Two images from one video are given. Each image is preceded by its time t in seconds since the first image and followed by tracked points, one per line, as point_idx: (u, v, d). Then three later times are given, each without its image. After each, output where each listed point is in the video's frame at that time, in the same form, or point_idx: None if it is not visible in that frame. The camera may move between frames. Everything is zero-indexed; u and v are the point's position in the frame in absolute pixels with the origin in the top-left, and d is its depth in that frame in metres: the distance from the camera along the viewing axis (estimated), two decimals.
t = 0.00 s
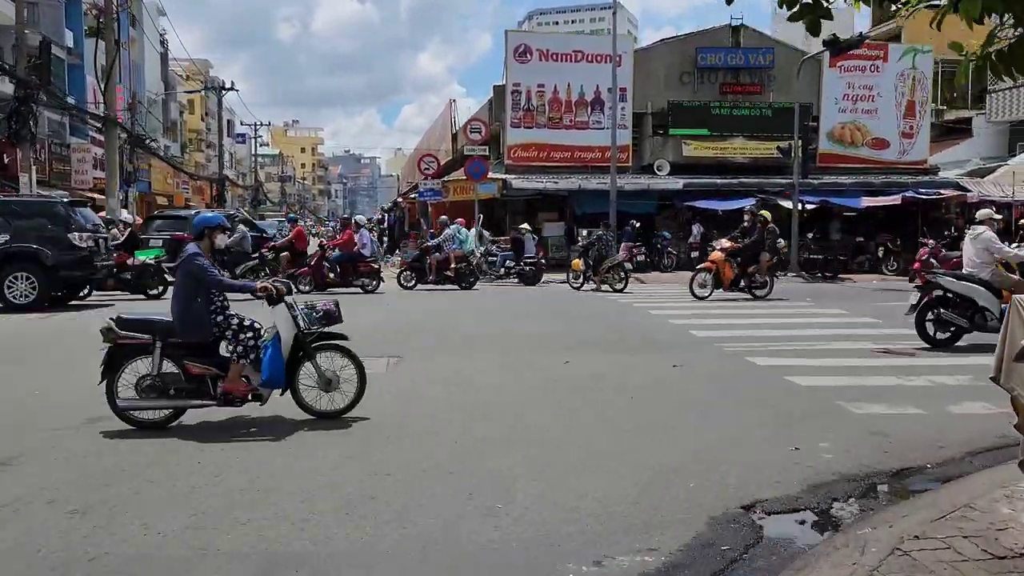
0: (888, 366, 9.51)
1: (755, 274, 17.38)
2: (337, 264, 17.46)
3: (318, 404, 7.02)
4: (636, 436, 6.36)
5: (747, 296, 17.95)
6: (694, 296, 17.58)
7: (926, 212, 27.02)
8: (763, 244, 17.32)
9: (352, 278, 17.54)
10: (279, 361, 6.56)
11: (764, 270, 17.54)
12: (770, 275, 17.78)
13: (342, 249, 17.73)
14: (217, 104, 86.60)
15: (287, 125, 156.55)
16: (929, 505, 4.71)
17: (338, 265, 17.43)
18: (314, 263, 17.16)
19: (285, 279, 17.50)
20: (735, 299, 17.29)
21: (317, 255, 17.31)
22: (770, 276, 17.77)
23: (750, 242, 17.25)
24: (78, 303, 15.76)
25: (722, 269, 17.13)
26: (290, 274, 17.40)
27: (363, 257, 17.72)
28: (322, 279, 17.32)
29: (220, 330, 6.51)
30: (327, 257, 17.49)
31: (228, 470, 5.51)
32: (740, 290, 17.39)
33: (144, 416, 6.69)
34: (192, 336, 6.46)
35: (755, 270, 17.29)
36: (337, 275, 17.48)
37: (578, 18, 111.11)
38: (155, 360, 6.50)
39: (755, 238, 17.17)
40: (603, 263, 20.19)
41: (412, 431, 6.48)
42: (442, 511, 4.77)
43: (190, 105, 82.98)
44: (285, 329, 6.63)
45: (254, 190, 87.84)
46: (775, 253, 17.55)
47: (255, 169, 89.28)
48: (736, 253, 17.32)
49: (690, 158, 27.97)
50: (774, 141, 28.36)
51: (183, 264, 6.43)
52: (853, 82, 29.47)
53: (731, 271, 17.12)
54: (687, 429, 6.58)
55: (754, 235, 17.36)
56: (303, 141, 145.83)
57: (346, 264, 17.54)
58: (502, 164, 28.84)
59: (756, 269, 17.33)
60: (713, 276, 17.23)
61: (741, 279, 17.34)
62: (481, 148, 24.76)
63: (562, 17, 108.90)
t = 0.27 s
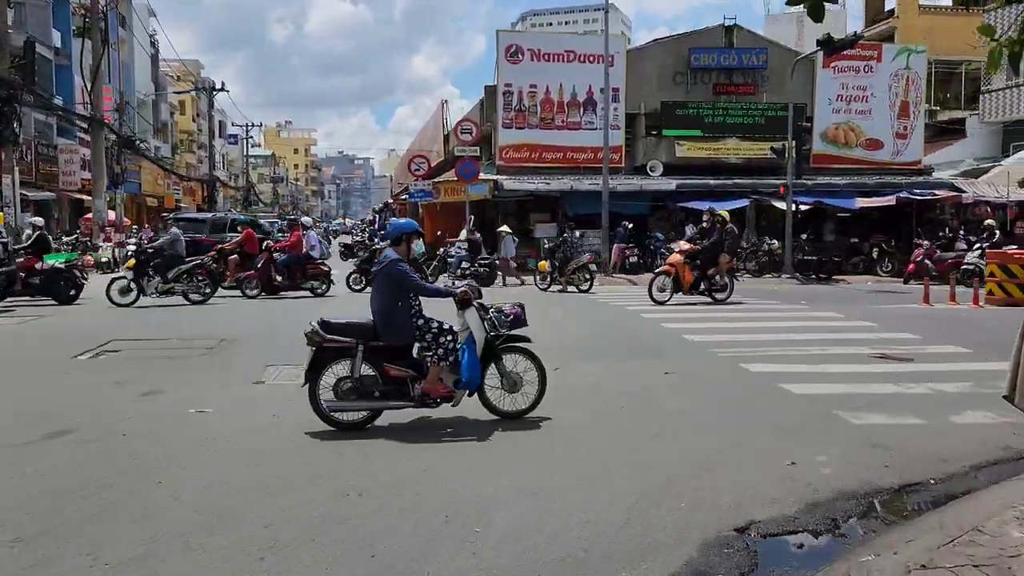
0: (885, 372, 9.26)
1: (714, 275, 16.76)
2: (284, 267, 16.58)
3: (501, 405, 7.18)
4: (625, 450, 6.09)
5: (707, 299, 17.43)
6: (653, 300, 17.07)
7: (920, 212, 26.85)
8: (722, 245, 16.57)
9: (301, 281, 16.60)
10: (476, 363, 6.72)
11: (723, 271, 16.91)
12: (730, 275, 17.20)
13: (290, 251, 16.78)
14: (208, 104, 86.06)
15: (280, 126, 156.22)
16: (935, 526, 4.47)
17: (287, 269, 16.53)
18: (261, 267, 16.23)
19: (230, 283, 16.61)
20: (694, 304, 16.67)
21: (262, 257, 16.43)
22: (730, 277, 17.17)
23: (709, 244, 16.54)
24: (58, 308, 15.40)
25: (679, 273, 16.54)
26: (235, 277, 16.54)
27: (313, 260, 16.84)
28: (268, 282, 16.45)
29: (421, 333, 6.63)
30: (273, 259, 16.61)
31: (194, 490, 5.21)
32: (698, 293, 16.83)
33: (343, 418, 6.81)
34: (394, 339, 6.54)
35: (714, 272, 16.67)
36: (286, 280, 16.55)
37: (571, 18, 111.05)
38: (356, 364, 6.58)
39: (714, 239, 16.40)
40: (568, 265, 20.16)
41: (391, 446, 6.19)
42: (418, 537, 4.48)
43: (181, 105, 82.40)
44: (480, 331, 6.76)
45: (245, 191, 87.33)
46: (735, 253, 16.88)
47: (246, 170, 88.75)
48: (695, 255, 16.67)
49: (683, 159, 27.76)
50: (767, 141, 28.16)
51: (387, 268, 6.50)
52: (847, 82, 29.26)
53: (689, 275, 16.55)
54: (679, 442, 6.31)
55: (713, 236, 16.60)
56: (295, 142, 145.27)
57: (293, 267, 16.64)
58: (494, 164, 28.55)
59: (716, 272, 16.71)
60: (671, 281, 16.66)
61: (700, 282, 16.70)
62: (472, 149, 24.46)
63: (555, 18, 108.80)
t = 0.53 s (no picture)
0: (884, 378, 8.96)
1: (674, 277, 15.66)
2: (229, 268, 16.09)
3: (676, 401, 7.37)
4: (611, 463, 5.78)
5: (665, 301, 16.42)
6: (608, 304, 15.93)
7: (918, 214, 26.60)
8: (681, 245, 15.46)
9: (247, 282, 16.15)
10: (663, 360, 6.92)
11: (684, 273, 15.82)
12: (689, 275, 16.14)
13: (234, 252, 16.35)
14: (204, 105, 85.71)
15: (277, 127, 155.91)
16: (937, 547, 4.19)
17: (229, 270, 16.09)
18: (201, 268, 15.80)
19: (173, 285, 16.09)
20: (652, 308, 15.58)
21: (205, 258, 15.94)
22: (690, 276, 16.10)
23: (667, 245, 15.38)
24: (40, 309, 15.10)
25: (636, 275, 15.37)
26: (177, 279, 16.02)
27: (258, 261, 16.38)
28: (212, 284, 15.95)
29: (612, 331, 6.84)
30: (216, 260, 16.16)
31: (150, 504, 4.90)
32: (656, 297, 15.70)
33: (533, 413, 6.96)
34: (590, 338, 6.72)
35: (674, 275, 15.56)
36: (228, 281, 16.10)
37: (569, 19, 110.84)
38: (550, 361, 6.75)
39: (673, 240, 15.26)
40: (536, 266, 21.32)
41: (365, 456, 5.88)
42: (383, 558, 4.17)
43: (177, 106, 82.07)
44: (664, 328, 6.96)
45: (241, 192, 86.98)
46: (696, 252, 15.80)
47: (242, 171, 88.40)
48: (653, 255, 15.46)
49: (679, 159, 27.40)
50: (764, 142, 27.90)
51: (582, 268, 6.69)
52: (845, 82, 29.01)
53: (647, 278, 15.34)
54: (667, 454, 6.00)
55: (671, 236, 15.44)
56: (292, 142, 144.90)
57: (238, 268, 16.19)
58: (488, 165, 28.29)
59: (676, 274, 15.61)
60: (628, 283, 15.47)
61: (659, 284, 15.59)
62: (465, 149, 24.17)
63: (552, 19, 108.59)
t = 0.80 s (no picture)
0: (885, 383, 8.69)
1: (633, 282, 15.20)
2: (165, 271, 15.84)
3: (846, 399, 7.56)
4: (598, 477, 5.51)
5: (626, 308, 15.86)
6: (565, 310, 15.21)
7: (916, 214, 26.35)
8: (639, 248, 15.11)
9: (183, 285, 15.88)
10: (841, 359, 7.12)
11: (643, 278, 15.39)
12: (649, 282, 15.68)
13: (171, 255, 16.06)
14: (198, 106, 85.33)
15: (273, 127, 155.50)
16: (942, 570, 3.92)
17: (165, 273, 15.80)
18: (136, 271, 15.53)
19: (106, 288, 15.85)
20: (610, 313, 14.93)
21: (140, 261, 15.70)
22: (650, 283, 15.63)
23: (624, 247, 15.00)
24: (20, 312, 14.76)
25: (593, 278, 14.82)
26: (110, 282, 15.79)
27: (196, 265, 16.08)
28: (148, 287, 15.75)
29: (797, 331, 7.06)
30: (153, 264, 15.88)
31: (102, 522, 4.58)
32: (615, 301, 15.12)
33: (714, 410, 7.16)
34: (778, 337, 6.94)
35: (632, 278, 15.11)
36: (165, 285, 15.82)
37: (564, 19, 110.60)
38: (736, 360, 6.97)
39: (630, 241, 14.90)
40: (501, 266, 21.95)
41: (341, 470, 5.59)
42: None
43: (172, 106, 81.61)
44: (839, 327, 7.16)
45: (236, 193, 86.58)
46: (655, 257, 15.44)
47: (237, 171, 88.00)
48: (609, 258, 15.03)
49: (676, 159, 27.21)
50: (760, 141, 27.64)
51: (768, 270, 6.92)
52: (842, 81, 28.75)
53: (604, 279, 14.84)
54: (656, 468, 5.72)
55: (627, 240, 15.09)
56: (288, 143, 144.49)
57: (175, 271, 15.95)
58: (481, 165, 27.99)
59: (634, 278, 15.14)
60: (585, 287, 14.87)
61: (617, 288, 15.09)
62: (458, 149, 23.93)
63: (548, 19, 108.38)
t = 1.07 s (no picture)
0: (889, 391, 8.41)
1: (591, 287, 14.14)
2: (95, 278, 15.42)
3: (1013, 395, 7.66)
4: (590, 494, 5.22)
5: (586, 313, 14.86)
6: (517, 315, 14.29)
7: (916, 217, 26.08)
8: (598, 251, 13.94)
9: (113, 291, 15.44)
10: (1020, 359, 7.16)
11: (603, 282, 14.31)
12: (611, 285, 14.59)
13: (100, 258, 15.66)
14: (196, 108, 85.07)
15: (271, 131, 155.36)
16: None
17: (95, 278, 15.40)
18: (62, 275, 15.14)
19: (33, 293, 15.48)
20: (564, 320, 14.01)
21: (68, 264, 15.29)
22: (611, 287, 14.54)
23: (581, 250, 13.86)
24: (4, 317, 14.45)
25: (546, 283, 13.83)
26: (38, 287, 15.40)
27: (127, 269, 15.68)
28: (76, 292, 15.35)
29: (978, 331, 7.06)
30: (81, 267, 15.48)
31: (60, 545, 4.29)
32: (571, 308, 14.16)
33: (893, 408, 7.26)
34: (959, 338, 6.93)
35: (590, 284, 14.06)
36: (94, 290, 15.43)
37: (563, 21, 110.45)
38: (919, 358, 7.04)
39: (588, 245, 13.76)
40: (472, 270, 21.68)
41: (319, 486, 5.29)
42: None
43: (169, 109, 81.31)
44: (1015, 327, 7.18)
45: (234, 196, 86.29)
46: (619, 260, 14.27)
47: (234, 174, 87.80)
48: (564, 262, 13.96)
49: (675, 161, 26.91)
50: (759, 143, 27.38)
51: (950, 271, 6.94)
52: (841, 83, 28.49)
53: (559, 285, 13.83)
54: (652, 483, 5.42)
55: (586, 241, 13.96)
56: (286, 146, 144.24)
57: (105, 277, 15.54)
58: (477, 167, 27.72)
59: (593, 283, 14.09)
60: (538, 293, 13.91)
61: (574, 293, 14.10)
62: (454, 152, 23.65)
63: (547, 21, 108.21)
